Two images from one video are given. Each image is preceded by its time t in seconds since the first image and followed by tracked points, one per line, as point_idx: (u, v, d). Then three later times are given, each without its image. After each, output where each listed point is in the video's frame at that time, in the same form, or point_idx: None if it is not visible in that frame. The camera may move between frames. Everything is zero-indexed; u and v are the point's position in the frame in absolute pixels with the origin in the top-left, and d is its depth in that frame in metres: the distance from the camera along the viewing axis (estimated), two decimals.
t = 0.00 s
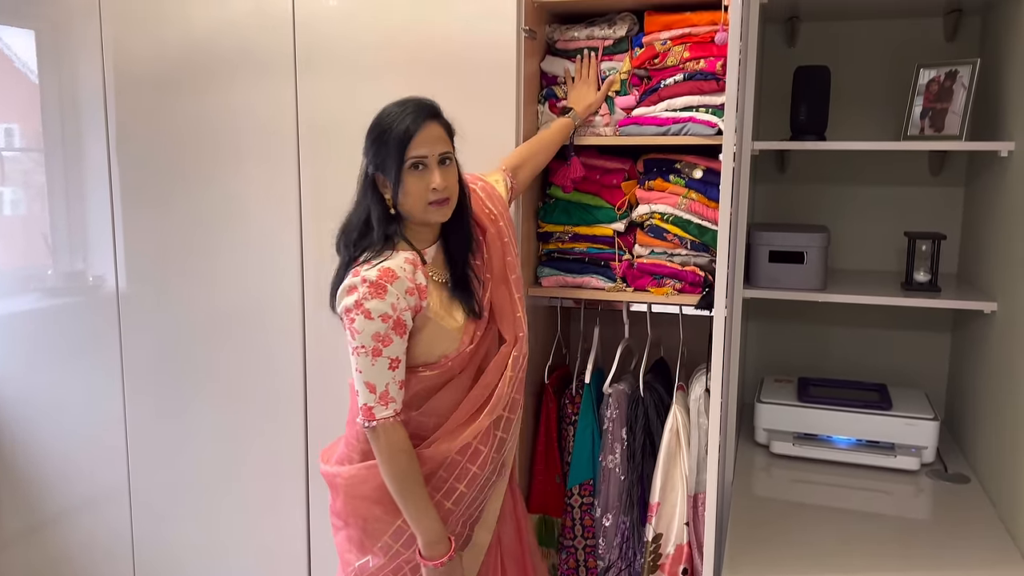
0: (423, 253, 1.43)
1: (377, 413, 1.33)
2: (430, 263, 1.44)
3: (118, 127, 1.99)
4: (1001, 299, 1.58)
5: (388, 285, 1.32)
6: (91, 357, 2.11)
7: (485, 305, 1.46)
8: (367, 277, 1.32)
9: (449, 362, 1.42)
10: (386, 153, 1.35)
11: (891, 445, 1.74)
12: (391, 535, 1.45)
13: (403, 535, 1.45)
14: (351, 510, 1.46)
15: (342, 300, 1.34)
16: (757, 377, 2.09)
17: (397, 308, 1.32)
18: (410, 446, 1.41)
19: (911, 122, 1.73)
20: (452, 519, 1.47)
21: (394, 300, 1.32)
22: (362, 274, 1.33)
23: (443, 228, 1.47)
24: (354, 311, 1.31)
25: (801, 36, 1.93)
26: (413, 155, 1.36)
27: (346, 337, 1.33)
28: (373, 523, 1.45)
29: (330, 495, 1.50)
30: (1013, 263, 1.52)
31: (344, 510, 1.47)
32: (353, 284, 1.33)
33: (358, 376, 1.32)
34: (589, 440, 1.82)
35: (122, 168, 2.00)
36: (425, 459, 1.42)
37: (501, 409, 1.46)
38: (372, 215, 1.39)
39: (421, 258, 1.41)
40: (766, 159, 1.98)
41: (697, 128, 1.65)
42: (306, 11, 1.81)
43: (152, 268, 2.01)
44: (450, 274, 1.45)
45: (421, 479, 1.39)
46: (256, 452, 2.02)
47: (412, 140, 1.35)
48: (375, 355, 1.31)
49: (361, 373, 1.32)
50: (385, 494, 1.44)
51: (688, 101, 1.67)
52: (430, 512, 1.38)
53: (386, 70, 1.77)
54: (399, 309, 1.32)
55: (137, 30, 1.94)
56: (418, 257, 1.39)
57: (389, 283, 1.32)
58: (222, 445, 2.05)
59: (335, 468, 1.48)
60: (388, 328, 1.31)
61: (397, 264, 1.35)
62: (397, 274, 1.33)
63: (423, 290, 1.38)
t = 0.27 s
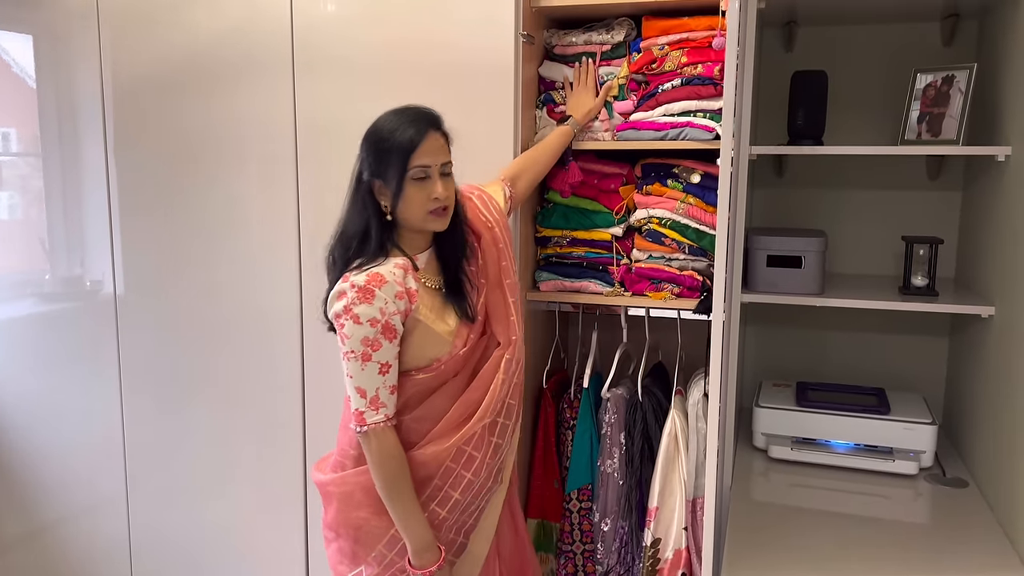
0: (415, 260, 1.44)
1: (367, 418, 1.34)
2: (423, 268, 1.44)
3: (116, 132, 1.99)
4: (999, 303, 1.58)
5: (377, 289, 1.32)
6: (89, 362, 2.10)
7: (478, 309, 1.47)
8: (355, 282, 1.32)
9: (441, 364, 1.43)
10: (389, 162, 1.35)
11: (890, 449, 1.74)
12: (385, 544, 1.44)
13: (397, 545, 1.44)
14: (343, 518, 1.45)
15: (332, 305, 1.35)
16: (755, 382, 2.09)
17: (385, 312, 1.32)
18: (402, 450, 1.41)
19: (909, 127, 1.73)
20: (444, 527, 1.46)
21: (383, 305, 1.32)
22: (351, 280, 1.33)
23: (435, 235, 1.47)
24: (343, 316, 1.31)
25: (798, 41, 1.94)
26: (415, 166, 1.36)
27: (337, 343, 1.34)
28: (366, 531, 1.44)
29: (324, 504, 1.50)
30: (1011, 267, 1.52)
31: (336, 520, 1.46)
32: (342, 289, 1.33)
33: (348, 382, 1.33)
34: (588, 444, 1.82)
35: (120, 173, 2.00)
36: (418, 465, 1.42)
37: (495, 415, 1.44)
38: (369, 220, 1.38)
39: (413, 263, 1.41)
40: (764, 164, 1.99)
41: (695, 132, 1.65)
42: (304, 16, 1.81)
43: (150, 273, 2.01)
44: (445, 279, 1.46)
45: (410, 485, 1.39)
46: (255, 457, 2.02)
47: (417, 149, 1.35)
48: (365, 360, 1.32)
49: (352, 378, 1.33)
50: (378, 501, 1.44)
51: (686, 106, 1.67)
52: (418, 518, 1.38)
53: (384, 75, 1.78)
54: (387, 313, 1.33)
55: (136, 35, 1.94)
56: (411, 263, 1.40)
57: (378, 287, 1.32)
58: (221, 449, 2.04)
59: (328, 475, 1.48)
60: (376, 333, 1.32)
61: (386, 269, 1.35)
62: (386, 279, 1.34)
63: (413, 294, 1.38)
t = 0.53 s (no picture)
0: (407, 261, 1.43)
1: (359, 421, 1.33)
2: (416, 269, 1.44)
3: (115, 134, 1.99)
4: (998, 305, 1.58)
5: (368, 291, 1.32)
6: (88, 364, 2.10)
7: (472, 309, 1.46)
8: (347, 285, 1.33)
9: (436, 365, 1.41)
10: (415, 167, 1.31)
11: (889, 451, 1.74)
12: (385, 552, 1.44)
13: (396, 553, 1.44)
14: (342, 526, 1.45)
15: (325, 310, 1.35)
16: (755, 384, 2.09)
17: (377, 315, 1.32)
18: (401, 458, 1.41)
19: (908, 129, 1.73)
20: (444, 535, 1.46)
21: (374, 307, 1.32)
22: (342, 283, 1.33)
23: (427, 237, 1.47)
24: (334, 320, 1.31)
25: (797, 43, 1.94)
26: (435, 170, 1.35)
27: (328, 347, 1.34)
28: (367, 537, 1.44)
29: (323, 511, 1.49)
30: (1010, 269, 1.52)
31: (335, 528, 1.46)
32: (332, 292, 1.34)
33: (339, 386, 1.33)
34: (588, 447, 1.82)
35: (120, 175, 2.00)
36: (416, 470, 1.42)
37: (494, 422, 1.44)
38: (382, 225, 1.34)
39: (407, 266, 1.41)
40: (764, 166, 1.99)
41: (694, 134, 1.65)
42: (303, 19, 1.81)
43: (150, 275, 2.01)
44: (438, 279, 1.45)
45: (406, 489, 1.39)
46: (255, 459, 2.02)
47: (441, 152, 1.34)
48: (356, 363, 1.31)
49: (343, 382, 1.32)
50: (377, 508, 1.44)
51: (685, 108, 1.67)
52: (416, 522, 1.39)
53: (384, 77, 1.78)
54: (379, 315, 1.32)
55: (135, 37, 1.94)
56: (405, 266, 1.40)
57: (369, 290, 1.32)
58: (221, 451, 2.04)
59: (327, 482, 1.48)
60: (368, 336, 1.31)
61: (379, 272, 1.36)
62: (377, 281, 1.34)
63: (404, 295, 1.38)
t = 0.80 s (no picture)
0: (406, 265, 1.43)
1: (363, 425, 1.31)
2: (415, 273, 1.45)
3: (115, 134, 1.99)
4: (999, 305, 1.58)
5: (371, 293, 1.32)
6: (88, 365, 2.10)
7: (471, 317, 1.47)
8: (350, 287, 1.33)
9: (434, 372, 1.41)
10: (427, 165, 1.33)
11: (890, 451, 1.74)
12: (387, 569, 1.44)
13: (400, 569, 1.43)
14: (343, 543, 1.45)
15: (325, 314, 1.35)
16: (755, 384, 2.09)
17: (380, 317, 1.32)
18: (403, 466, 1.40)
19: (908, 129, 1.73)
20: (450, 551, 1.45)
21: (377, 309, 1.32)
22: (344, 286, 1.34)
23: (421, 238, 1.48)
24: (337, 322, 1.31)
25: (797, 44, 1.94)
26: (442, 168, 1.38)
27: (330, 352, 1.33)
28: (365, 552, 1.44)
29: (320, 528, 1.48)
30: (1010, 269, 1.52)
31: (334, 546, 1.46)
32: (335, 296, 1.34)
33: (342, 390, 1.31)
34: (588, 449, 1.82)
35: (120, 176, 2.00)
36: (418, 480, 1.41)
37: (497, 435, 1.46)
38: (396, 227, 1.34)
39: (406, 271, 1.42)
40: (764, 166, 1.98)
41: (694, 134, 1.65)
42: (303, 19, 1.81)
43: (149, 276, 2.01)
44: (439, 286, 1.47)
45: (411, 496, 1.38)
46: (256, 460, 2.01)
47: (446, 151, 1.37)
48: (359, 366, 1.30)
49: (346, 386, 1.31)
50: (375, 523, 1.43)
51: (685, 108, 1.67)
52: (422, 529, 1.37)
53: (384, 78, 1.78)
54: (382, 317, 1.32)
55: (135, 38, 1.94)
56: (407, 270, 1.41)
57: (371, 292, 1.33)
58: (221, 452, 2.04)
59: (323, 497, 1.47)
60: (371, 338, 1.31)
61: (380, 274, 1.36)
62: (379, 283, 1.34)
63: (406, 298, 1.38)
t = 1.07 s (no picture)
0: (415, 262, 1.43)
1: (361, 416, 1.32)
2: (424, 272, 1.45)
3: (115, 133, 1.99)
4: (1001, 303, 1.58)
5: (378, 286, 1.32)
6: (89, 364, 2.10)
7: (472, 321, 1.48)
8: (357, 278, 1.33)
9: (430, 372, 1.41)
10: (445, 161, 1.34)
11: (892, 450, 1.74)
12: (368, 566, 1.44)
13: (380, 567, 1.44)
14: (323, 537, 1.44)
15: (330, 303, 1.35)
16: (756, 383, 2.08)
17: (386, 309, 1.32)
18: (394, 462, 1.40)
19: (910, 126, 1.73)
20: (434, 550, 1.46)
21: (384, 301, 1.32)
22: (352, 275, 1.34)
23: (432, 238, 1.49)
24: (342, 312, 1.31)
25: (799, 41, 1.93)
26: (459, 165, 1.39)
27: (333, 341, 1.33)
28: (347, 546, 1.44)
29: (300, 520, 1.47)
30: (1012, 267, 1.52)
31: (315, 539, 1.45)
32: (340, 285, 1.34)
33: (342, 379, 1.31)
34: (588, 447, 1.81)
35: (121, 174, 2.00)
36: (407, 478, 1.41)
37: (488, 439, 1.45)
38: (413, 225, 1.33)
39: (416, 268, 1.42)
40: (766, 164, 1.98)
41: (695, 132, 1.64)
42: (303, 18, 1.81)
43: (150, 275, 2.01)
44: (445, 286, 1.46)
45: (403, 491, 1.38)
46: (256, 458, 2.02)
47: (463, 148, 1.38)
48: (362, 357, 1.30)
49: (347, 376, 1.31)
50: (358, 517, 1.43)
51: (686, 106, 1.67)
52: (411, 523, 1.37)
53: (384, 76, 1.77)
54: (387, 310, 1.32)
55: (135, 37, 1.93)
56: (415, 266, 1.41)
57: (379, 283, 1.32)
58: (222, 451, 2.04)
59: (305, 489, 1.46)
60: (376, 330, 1.31)
61: (388, 266, 1.36)
62: (387, 275, 1.34)
63: (412, 293, 1.38)
